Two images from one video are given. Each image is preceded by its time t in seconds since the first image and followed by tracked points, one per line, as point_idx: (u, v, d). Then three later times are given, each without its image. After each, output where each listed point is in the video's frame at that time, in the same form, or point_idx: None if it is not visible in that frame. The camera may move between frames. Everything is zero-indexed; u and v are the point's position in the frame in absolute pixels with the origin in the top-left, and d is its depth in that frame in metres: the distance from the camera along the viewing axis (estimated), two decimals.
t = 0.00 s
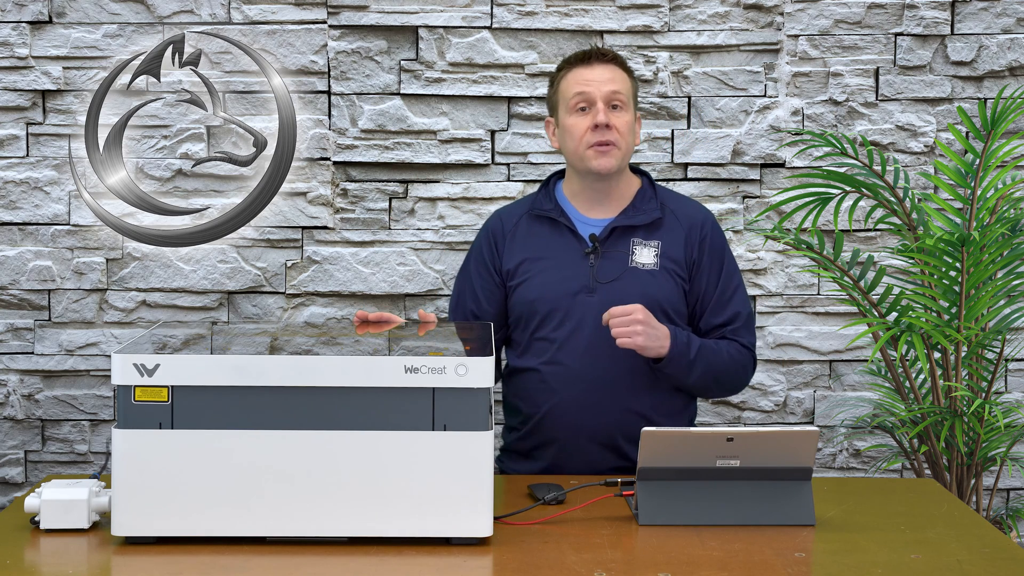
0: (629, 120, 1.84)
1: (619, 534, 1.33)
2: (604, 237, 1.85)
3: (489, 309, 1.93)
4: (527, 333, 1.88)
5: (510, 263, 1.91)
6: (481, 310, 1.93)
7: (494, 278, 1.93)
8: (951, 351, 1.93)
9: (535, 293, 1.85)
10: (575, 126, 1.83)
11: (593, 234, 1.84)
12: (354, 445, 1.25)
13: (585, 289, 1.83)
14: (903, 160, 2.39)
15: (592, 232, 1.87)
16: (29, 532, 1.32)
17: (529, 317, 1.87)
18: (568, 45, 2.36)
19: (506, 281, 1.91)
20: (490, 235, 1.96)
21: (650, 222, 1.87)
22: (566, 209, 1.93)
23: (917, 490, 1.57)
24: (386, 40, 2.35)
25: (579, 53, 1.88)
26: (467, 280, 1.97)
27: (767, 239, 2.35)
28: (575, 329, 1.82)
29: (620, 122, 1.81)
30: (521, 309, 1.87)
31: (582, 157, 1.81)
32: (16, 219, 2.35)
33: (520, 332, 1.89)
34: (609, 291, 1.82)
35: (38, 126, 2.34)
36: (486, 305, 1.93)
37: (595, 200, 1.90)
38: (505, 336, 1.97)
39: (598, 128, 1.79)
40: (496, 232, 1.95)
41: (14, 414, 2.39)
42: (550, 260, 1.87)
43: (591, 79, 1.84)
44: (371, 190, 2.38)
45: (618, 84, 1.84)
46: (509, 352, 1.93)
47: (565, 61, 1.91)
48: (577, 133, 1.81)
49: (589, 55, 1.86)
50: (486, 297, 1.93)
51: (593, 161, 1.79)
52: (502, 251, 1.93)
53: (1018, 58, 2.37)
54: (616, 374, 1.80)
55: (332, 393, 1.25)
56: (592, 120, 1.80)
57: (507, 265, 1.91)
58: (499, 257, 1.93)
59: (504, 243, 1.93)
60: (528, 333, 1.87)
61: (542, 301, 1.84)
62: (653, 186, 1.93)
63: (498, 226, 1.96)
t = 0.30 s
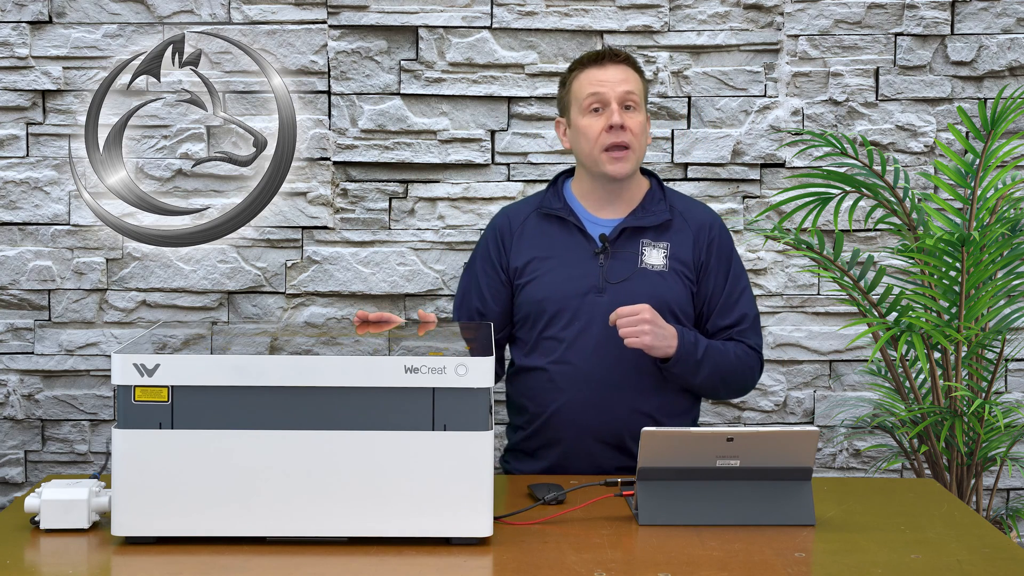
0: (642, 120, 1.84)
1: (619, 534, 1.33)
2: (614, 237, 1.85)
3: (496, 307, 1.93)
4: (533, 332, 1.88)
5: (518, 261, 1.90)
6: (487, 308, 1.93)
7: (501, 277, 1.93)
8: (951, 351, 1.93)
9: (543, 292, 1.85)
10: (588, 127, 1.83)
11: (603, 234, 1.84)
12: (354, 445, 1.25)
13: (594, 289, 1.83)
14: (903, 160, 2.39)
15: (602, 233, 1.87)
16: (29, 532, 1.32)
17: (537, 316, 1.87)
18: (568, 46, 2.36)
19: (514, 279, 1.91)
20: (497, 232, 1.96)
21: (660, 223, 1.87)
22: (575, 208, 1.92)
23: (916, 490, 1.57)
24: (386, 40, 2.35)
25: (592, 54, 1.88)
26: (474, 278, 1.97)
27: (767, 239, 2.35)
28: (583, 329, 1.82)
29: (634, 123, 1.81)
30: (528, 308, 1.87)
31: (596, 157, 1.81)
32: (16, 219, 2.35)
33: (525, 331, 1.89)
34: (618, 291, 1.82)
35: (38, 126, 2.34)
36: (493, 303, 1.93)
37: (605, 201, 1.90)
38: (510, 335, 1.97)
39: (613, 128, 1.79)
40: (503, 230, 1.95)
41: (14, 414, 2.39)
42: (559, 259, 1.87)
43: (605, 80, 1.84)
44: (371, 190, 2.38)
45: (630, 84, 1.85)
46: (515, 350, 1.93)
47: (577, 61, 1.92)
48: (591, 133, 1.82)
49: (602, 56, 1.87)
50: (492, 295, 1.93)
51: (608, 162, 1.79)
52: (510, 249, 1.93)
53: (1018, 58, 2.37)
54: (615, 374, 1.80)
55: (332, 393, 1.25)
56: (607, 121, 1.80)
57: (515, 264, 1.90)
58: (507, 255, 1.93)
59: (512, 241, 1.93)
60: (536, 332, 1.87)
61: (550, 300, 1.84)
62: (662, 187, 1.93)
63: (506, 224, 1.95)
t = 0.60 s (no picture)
0: (651, 128, 1.84)
1: (619, 534, 1.33)
2: (622, 237, 1.85)
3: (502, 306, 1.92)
4: (540, 332, 1.88)
5: (525, 261, 1.90)
6: (493, 307, 1.93)
7: (508, 276, 1.92)
8: (951, 351, 1.93)
9: (551, 292, 1.85)
10: (599, 138, 1.82)
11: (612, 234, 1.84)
12: (354, 445, 1.25)
13: (602, 289, 1.83)
14: (903, 160, 2.39)
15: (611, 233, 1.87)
16: (29, 532, 1.32)
17: (545, 316, 1.86)
18: (568, 46, 2.36)
19: (521, 279, 1.91)
20: (503, 232, 1.96)
21: (667, 224, 1.87)
22: (582, 209, 1.92)
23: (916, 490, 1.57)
24: (386, 40, 2.35)
25: (599, 59, 1.85)
26: (480, 277, 1.96)
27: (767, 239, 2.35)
28: (591, 329, 1.82)
29: (644, 134, 1.81)
30: (535, 308, 1.87)
31: (607, 170, 1.81)
32: (16, 219, 2.35)
33: (533, 331, 1.89)
34: (626, 291, 1.82)
35: (38, 126, 2.34)
36: (499, 303, 1.92)
37: (612, 203, 1.90)
38: (516, 335, 1.97)
39: (624, 142, 1.79)
40: (510, 230, 1.95)
41: (14, 414, 2.39)
42: (567, 259, 1.87)
43: (614, 90, 1.82)
44: (371, 190, 2.38)
45: (639, 93, 1.83)
46: (520, 349, 1.93)
47: (583, 64, 1.89)
48: (602, 145, 1.82)
49: (611, 64, 1.83)
50: (499, 294, 1.93)
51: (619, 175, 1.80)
52: (517, 249, 1.93)
53: (1018, 58, 2.37)
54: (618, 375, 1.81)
55: (332, 393, 1.25)
56: (618, 134, 1.80)
57: (522, 264, 1.90)
58: (513, 255, 1.93)
59: (518, 240, 1.93)
60: (544, 332, 1.87)
61: (559, 300, 1.84)
62: (669, 188, 1.93)
63: (512, 224, 1.95)
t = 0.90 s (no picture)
0: (653, 132, 1.84)
1: (619, 534, 1.33)
2: (627, 238, 1.85)
3: (507, 309, 1.92)
4: (546, 334, 1.88)
5: (530, 264, 1.90)
6: (498, 310, 1.92)
7: (512, 279, 1.92)
8: (951, 351, 1.93)
9: (557, 294, 1.85)
10: (600, 140, 1.83)
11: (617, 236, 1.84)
12: (354, 445, 1.25)
13: (609, 291, 1.83)
14: (903, 160, 2.39)
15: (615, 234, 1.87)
16: (29, 532, 1.32)
17: (551, 319, 1.86)
18: (568, 46, 2.36)
19: (525, 282, 1.91)
20: (507, 234, 1.95)
21: (672, 224, 1.87)
22: (586, 210, 1.92)
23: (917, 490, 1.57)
24: (386, 40, 2.35)
25: (605, 61, 1.84)
26: (484, 280, 1.96)
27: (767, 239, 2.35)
28: (598, 331, 1.82)
29: (646, 138, 1.81)
30: (540, 311, 1.87)
31: (607, 172, 1.82)
32: (16, 219, 2.35)
33: (539, 333, 1.89)
34: (633, 293, 1.83)
35: (38, 127, 2.34)
36: (504, 306, 1.92)
37: (615, 204, 1.90)
38: (521, 337, 1.96)
39: (625, 145, 1.79)
40: (513, 232, 1.94)
41: (14, 414, 2.39)
42: (573, 261, 1.86)
43: (618, 93, 1.82)
44: (371, 190, 2.38)
45: (643, 96, 1.83)
46: (526, 351, 1.93)
47: (587, 65, 1.88)
48: (603, 147, 1.82)
49: (616, 66, 1.83)
50: (504, 297, 1.92)
51: (620, 178, 1.80)
52: (521, 252, 1.92)
53: (1018, 58, 2.37)
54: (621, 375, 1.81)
55: (332, 393, 1.25)
56: (619, 137, 1.80)
57: (527, 266, 1.90)
58: (518, 257, 1.93)
59: (522, 243, 1.93)
60: (550, 334, 1.87)
61: (565, 303, 1.84)
62: (672, 187, 1.93)
63: (516, 226, 1.95)
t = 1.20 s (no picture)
0: (652, 130, 1.84)
1: (619, 534, 1.33)
2: (627, 238, 1.85)
3: (509, 310, 1.92)
4: (548, 335, 1.88)
5: (531, 265, 1.90)
6: (500, 311, 1.92)
7: (514, 280, 1.92)
8: (951, 351, 1.92)
9: (559, 296, 1.85)
10: (598, 138, 1.83)
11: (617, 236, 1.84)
12: (354, 446, 1.26)
13: (610, 291, 1.83)
14: (903, 160, 2.39)
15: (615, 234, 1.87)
16: (29, 532, 1.32)
17: (553, 319, 1.86)
18: (568, 46, 2.36)
19: (527, 283, 1.91)
20: (508, 236, 1.95)
21: (672, 223, 1.87)
22: (586, 211, 1.92)
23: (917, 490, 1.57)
24: (386, 40, 2.35)
25: (603, 59, 1.84)
26: (486, 282, 1.96)
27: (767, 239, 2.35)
28: (599, 331, 1.82)
29: (644, 135, 1.81)
30: (542, 312, 1.87)
31: (605, 170, 1.82)
32: (16, 219, 2.35)
33: (541, 334, 1.89)
34: (634, 293, 1.82)
35: (38, 126, 2.34)
36: (506, 307, 1.92)
37: (615, 204, 1.90)
38: (523, 338, 1.96)
39: (622, 142, 1.79)
40: (514, 234, 1.94)
41: (14, 414, 2.39)
42: (574, 262, 1.86)
43: (616, 90, 1.82)
44: (371, 190, 2.38)
45: (642, 94, 1.83)
46: (528, 352, 1.93)
47: (586, 63, 1.88)
48: (601, 145, 1.82)
49: (614, 64, 1.83)
50: (505, 298, 1.92)
51: (617, 176, 1.80)
52: (522, 253, 1.92)
53: (1018, 58, 2.37)
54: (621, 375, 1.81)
55: (332, 393, 1.25)
56: (617, 134, 1.80)
57: (528, 268, 1.90)
58: (519, 259, 1.93)
59: (523, 245, 1.93)
60: (552, 335, 1.87)
61: (567, 303, 1.84)
62: (672, 186, 1.93)
63: (517, 227, 1.95)
